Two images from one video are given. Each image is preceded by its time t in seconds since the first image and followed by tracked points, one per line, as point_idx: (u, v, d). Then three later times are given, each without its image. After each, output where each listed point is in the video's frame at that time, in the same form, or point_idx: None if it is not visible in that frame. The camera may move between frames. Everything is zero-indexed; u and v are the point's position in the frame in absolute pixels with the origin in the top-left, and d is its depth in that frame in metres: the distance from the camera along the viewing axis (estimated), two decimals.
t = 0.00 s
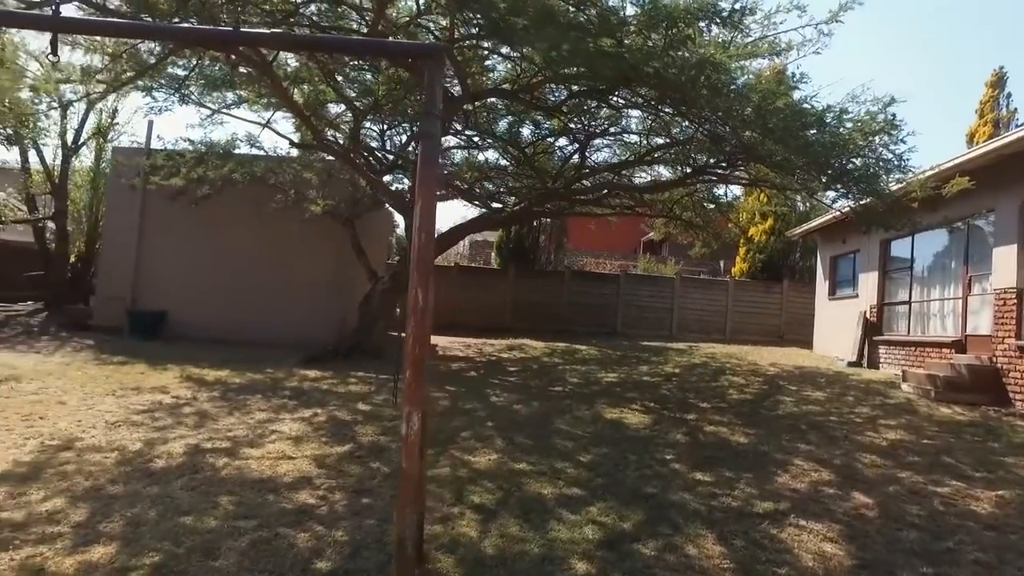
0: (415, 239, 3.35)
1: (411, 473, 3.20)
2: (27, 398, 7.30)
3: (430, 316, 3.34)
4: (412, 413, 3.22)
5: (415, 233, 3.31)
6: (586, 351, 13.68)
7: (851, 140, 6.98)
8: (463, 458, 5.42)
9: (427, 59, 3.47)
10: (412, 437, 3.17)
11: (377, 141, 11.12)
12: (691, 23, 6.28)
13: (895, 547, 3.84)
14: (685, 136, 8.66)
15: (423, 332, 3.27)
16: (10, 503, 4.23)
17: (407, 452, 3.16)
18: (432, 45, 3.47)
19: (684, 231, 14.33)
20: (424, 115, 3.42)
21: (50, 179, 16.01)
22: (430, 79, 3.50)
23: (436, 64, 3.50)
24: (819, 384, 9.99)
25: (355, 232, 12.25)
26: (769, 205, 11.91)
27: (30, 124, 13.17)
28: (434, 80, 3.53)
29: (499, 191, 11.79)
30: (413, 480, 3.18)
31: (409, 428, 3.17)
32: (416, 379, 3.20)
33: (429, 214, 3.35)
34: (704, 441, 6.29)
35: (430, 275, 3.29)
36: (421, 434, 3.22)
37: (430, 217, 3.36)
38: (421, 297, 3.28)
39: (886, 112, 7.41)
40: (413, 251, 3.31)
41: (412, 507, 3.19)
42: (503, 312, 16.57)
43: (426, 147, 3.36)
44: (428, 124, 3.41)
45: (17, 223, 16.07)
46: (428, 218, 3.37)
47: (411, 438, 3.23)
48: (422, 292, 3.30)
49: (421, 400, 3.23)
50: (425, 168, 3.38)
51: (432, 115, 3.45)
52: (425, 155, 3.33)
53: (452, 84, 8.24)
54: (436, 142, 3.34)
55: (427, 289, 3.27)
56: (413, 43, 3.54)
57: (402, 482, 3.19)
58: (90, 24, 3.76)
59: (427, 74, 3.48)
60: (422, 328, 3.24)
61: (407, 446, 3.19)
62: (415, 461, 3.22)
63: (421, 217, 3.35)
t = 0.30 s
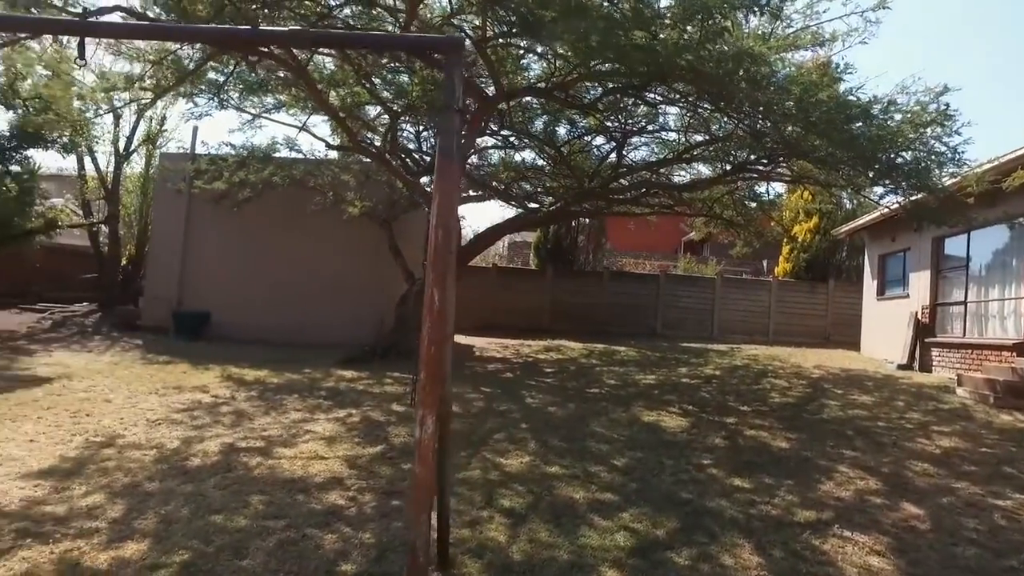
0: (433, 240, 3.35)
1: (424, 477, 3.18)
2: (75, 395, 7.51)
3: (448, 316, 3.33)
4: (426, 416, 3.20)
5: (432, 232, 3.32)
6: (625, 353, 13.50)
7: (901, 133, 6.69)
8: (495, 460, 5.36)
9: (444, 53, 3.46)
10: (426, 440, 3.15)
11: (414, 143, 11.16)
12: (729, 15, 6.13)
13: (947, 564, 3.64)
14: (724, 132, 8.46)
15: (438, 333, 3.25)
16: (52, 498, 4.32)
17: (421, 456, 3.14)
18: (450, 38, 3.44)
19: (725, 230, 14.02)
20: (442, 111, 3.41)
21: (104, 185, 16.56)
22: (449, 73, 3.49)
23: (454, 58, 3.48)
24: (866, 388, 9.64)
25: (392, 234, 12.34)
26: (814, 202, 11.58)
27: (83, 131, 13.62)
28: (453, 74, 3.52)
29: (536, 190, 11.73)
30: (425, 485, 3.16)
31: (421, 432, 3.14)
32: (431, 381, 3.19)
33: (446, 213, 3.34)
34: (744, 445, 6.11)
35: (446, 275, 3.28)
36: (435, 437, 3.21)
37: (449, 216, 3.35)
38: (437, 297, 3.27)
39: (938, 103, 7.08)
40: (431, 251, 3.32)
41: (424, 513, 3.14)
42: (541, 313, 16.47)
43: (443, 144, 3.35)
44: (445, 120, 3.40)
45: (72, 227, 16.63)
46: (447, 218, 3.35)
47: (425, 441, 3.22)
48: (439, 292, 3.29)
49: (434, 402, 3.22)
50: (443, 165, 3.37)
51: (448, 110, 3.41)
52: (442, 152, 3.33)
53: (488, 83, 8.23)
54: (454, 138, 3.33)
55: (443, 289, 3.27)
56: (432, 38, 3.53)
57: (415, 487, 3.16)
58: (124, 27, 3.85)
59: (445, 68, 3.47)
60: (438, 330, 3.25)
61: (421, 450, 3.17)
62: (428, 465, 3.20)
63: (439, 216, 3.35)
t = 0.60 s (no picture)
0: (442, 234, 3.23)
1: (431, 484, 2.95)
2: (104, 394, 7.61)
3: (457, 313, 3.17)
4: (433, 418, 3.00)
5: (442, 226, 3.22)
6: (652, 354, 13.32)
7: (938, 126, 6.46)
8: (517, 463, 5.27)
9: (455, 41, 3.37)
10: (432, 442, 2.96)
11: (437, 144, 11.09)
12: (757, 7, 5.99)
13: None
14: (752, 128, 8.27)
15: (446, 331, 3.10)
16: (76, 495, 4.35)
17: (427, 459, 2.95)
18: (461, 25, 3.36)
19: (755, 229, 13.75)
20: (453, 100, 3.32)
21: (137, 189, 16.85)
22: (461, 63, 3.40)
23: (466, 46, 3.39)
24: (903, 391, 9.34)
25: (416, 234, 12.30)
26: (846, 200, 11.29)
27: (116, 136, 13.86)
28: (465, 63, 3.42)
29: (561, 190, 11.56)
30: (431, 491, 2.92)
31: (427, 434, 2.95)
32: (438, 380, 3.00)
33: (457, 207, 3.23)
34: (774, 449, 5.94)
35: (456, 270, 3.17)
36: (442, 441, 2.98)
37: (459, 210, 3.24)
38: (445, 292, 3.14)
39: (979, 94, 6.80)
40: (440, 246, 3.20)
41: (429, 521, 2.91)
42: (567, 314, 16.31)
43: (453, 135, 3.26)
44: (456, 111, 3.31)
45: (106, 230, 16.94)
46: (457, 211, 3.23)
47: (433, 446, 3.00)
48: (447, 288, 3.15)
49: (442, 403, 3.01)
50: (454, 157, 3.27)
51: (459, 100, 3.33)
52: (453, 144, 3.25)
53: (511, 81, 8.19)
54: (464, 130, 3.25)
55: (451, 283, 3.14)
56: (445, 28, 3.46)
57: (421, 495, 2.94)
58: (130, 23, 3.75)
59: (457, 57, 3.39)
60: (445, 326, 3.09)
61: (428, 454, 2.96)
62: (436, 471, 2.97)
63: (449, 209, 3.24)
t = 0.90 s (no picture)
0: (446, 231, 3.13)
1: (430, 493, 2.95)
2: (126, 395, 7.63)
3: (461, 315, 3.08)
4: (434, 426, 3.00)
5: (444, 224, 3.12)
6: (678, 356, 13.10)
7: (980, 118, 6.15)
8: (536, 467, 5.15)
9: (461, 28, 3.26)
10: (432, 451, 2.96)
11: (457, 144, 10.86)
12: None
13: None
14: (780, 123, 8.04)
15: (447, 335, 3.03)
16: (90, 497, 4.31)
17: (426, 469, 2.95)
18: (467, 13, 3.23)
19: (783, 228, 13.43)
20: (458, 90, 3.19)
21: (164, 192, 17.05)
22: (467, 50, 3.27)
23: (472, 33, 3.26)
24: (939, 395, 9.02)
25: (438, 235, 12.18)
26: (878, 197, 10.95)
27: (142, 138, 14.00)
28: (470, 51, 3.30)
29: (583, 190, 11.29)
30: (430, 501, 2.93)
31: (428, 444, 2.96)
32: (438, 387, 2.97)
33: (460, 204, 3.12)
34: (803, 455, 5.72)
35: (458, 270, 3.06)
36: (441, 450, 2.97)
37: (464, 207, 3.13)
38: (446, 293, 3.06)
39: None
40: (442, 245, 3.10)
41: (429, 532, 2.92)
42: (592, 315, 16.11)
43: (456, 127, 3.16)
44: (461, 101, 3.18)
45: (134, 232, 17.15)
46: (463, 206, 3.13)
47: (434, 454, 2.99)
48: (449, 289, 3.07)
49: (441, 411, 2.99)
50: (460, 151, 3.16)
51: (464, 89, 3.20)
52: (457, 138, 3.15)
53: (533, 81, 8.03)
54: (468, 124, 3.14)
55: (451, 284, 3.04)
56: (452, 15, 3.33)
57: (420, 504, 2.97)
58: (135, 15, 3.66)
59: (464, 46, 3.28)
60: (445, 329, 3.01)
61: (428, 463, 2.97)
62: (435, 480, 2.96)
63: (453, 206, 3.14)
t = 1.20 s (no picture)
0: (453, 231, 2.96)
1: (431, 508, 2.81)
2: (155, 396, 7.71)
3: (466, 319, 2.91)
4: (435, 439, 2.85)
5: (450, 224, 2.96)
6: (708, 359, 12.84)
7: None
8: (560, 473, 5.03)
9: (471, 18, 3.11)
10: (433, 465, 2.82)
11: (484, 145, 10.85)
12: None
13: None
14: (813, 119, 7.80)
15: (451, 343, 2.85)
16: (113, 499, 4.32)
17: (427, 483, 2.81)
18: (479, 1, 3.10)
19: (816, 227, 13.09)
20: (466, 83, 3.06)
21: (196, 196, 17.30)
22: (476, 42, 3.13)
23: (482, 23, 3.12)
24: (982, 400, 8.67)
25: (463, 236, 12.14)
26: (917, 195, 10.58)
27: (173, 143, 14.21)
28: (480, 42, 3.15)
29: (612, 190, 11.17)
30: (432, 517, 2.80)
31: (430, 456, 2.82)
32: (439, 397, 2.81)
33: (466, 202, 2.96)
34: (839, 463, 5.51)
35: (464, 273, 2.89)
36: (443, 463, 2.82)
37: (471, 205, 2.96)
38: (451, 296, 2.89)
39: None
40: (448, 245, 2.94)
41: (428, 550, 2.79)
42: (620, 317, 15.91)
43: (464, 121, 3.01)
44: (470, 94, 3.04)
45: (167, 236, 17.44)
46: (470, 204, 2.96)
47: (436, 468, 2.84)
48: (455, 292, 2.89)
49: (443, 423, 2.85)
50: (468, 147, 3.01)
51: (472, 81, 3.05)
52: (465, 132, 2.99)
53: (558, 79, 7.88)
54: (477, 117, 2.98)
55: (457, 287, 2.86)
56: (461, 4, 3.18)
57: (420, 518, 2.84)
58: (151, 14, 3.64)
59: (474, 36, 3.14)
60: (449, 335, 2.84)
61: (429, 477, 2.82)
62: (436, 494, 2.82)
63: (459, 204, 2.97)
